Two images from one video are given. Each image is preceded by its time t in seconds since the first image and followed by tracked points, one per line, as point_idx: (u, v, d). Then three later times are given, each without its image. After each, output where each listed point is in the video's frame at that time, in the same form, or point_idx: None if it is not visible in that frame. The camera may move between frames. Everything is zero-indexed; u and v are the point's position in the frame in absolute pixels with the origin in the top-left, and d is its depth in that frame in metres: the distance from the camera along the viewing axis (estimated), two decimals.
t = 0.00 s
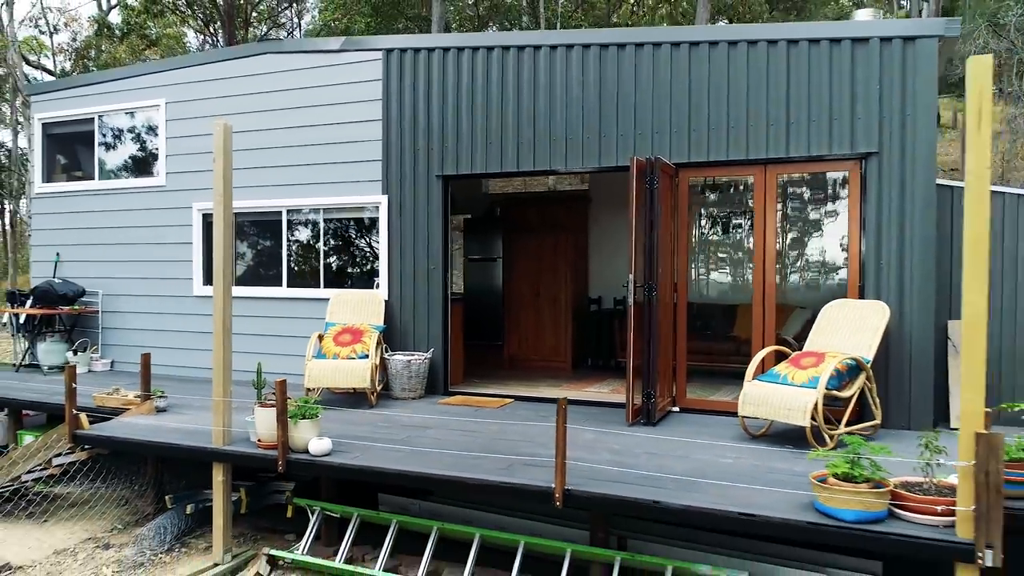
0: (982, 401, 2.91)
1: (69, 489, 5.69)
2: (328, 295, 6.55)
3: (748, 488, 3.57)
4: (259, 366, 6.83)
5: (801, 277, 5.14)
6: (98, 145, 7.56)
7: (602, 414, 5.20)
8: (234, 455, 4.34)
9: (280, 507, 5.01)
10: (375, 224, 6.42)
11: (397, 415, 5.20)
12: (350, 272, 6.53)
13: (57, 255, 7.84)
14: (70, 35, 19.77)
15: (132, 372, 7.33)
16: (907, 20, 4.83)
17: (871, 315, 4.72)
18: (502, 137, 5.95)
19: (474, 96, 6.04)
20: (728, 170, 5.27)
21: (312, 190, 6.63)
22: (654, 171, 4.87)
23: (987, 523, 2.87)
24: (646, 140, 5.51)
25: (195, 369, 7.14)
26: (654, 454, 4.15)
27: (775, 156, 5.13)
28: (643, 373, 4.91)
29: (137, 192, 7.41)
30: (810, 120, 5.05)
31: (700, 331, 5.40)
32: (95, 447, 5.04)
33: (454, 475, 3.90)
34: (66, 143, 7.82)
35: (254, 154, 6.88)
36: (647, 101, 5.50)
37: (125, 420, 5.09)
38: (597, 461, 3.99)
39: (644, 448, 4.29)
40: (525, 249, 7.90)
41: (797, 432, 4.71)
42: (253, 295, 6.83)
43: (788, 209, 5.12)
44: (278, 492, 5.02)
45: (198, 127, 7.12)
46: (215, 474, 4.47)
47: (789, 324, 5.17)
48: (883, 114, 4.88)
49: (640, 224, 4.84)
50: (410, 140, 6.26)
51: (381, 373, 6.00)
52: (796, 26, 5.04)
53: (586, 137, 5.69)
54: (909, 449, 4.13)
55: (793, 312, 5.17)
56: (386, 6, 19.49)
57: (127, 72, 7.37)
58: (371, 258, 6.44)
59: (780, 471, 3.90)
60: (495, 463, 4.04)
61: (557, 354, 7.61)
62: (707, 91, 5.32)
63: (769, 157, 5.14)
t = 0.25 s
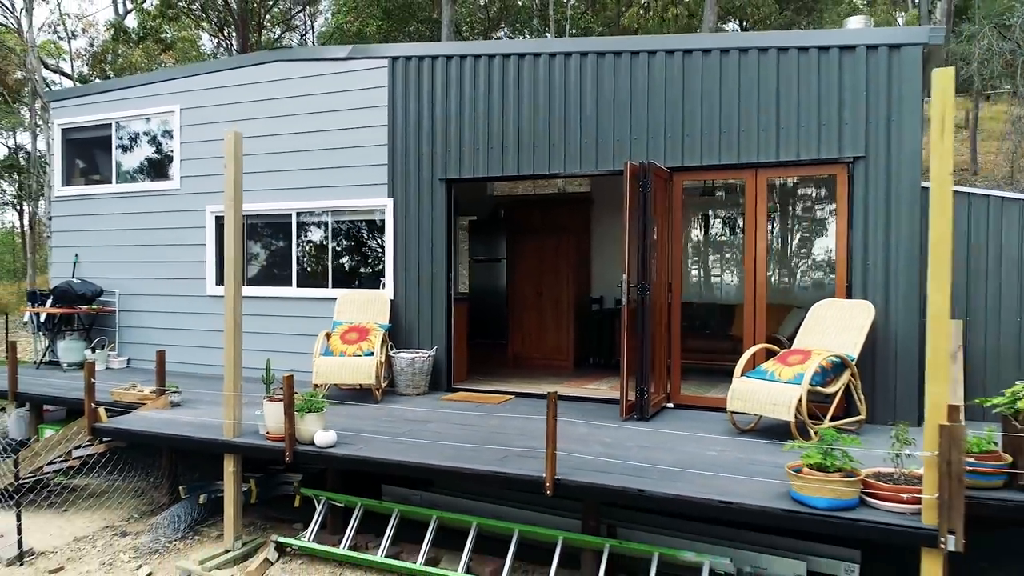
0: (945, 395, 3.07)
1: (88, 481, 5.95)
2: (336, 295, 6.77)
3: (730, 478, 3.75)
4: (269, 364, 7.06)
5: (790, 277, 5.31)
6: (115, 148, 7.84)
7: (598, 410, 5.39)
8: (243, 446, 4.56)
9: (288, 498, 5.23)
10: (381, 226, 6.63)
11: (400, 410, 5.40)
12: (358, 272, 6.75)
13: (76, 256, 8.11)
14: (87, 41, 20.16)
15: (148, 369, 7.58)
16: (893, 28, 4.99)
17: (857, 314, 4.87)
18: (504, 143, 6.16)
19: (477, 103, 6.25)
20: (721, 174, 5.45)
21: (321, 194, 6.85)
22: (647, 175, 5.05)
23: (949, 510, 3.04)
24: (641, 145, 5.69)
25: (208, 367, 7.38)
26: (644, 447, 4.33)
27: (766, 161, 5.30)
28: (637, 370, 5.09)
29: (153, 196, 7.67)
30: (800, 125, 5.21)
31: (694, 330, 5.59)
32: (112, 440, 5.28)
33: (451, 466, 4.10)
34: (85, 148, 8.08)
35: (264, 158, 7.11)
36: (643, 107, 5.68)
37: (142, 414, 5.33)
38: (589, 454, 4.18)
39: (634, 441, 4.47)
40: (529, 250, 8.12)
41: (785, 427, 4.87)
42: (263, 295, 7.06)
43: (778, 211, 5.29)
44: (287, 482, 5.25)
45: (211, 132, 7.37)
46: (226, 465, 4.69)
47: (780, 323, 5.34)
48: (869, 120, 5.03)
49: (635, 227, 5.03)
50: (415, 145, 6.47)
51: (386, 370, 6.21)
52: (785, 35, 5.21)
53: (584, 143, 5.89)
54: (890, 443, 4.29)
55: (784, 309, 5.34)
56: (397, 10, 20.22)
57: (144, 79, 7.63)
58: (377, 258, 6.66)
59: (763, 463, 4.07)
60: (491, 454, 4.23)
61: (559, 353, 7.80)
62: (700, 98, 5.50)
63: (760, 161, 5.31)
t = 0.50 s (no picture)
0: (917, 390, 3.23)
1: (104, 474, 6.17)
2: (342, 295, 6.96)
3: (715, 471, 3.90)
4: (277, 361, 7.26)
5: (780, 276, 5.50)
6: (130, 149, 8.06)
7: (595, 406, 5.55)
8: (252, 440, 4.75)
9: (295, 490, 5.42)
10: (386, 228, 6.83)
11: (403, 406, 5.58)
12: (364, 271, 6.94)
13: (92, 257, 8.35)
14: (103, 46, 20.47)
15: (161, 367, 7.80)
16: (881, 36, 5.13)
17: (846, 314, 5.01)
18: (505, 147, 6.34)
19: (480, 109, 6.43)
20: (714, 177, 5.64)
21: (328, 196, 7.04)
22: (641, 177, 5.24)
23: (920, 500, 3.19)
24: (638, 149, 5.86)
25: (218, 365, 7.59)
26: (636, 441, 4.50)
27: (757, 164, 5.46)
28: (631, 368, 5.26)
29: (166, 198, 7.89)
30: (790, 129, 5.36)
31: (688, 329, 5.76)
32: (127, 434, 5.49)
33: (449, 459, 4.27)
34: (100, 152, 8.31)
35: (273, 162, 7.31)
36: (639, 111, 5.85)
37: (155, 409, 5.54)
38: (582, 447, 4.34)
39: (627, 436, 4.63)
40: (532, 251, 8.35)
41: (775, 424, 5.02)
42: (272, 294, 7.26)
43: (769, 213, 5.46)
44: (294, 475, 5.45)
45: (223, 136, 7.58)
46: (235, 458, 4.89)
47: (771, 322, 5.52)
48: (858, 124, 5.18)
49: (629, 228, 5.20)
50: (419, 149, 6.66)
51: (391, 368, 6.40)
52: (777, 42, 5.36)
53: (582, 147, 6.06)
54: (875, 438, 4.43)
55: (775, 308, 5.52)
56: (407, 13, 20.43)
57: (158, 85, 7.86)
58: (382, 258, 6.87)
59: (750, 457, 4.22)
60: (488, 448, 4.41)
61: (561, 352, 7.98)
62: (694, 103, 5.66)
63: (752, 164, 5.47)
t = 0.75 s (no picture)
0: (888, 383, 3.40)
1: (121, 466, 6.43)
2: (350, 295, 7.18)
3: (700, 463, 4.09)
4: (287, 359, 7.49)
5: (773, 277, 5.65)
6: (146, 152, 8.33)
7: (592, 403, 5.74)
8: (261, 433, 4.97)
9: (303, 482, 5.65)
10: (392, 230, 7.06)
11: (407, 401, 5.79)
12: (371, 271, 7.16)
13: (109, 258, 8.62)
14: (120, 51, 20.80)
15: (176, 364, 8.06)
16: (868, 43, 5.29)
17: (834, 313, 5.17)
18: (507, 151, 6.54)
19: (483, 114, 6.64)
20: (708, 180, 5.81)
21: (336, 199, 7.27)
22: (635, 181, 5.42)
23: (890, 489, 3.37)
24: (634, 153, 6.04)
25: (231, 362, 7.83)
26: (627, 435, 4.69)
27: (750, 168, 5.63)
28: (626, 365, 5.45)
29: (182, 201, 8.15)
30: (781, 134, 5.53)
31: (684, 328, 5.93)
32: (143, 428, 5.74)
33: (447, 451, 4.49)
34: (117, 156, 8.58)
35: (283, 166, 7.54)
36: (636, 117, 6.04)
37: (170, 404, 5.78)
38: (574, 440, 4.54)
39: (619, 430, 4.82)
40: (535, 252, 8.52)
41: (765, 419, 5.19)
42: (282, 294, 7.49)
43: (761, 215, 5.63)
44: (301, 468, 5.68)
45: (235, 141, 7.83)
46: (245, 450, 5.12)
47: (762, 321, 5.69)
48: (846, 130, 5.34)
49: (625, 231, 5.37)
50: (424, 153, 6.87)
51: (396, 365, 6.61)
52: (768, 50, 5.53)
53: (581, 151, 6.25)
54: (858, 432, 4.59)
55: (767, 307, 5.69)
56: (419, 15, 20.64)
57: (173, 92, 8.12)
58: (388, 259, 7.09)
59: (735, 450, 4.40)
60: (485, 441, 4.61)
61: (563, 351, 8.18)
62: (689, 109, 5.84)
63: (745, 168, 5.64)
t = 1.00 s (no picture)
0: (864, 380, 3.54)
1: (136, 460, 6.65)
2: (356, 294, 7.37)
3: (688, 456, 4.25)
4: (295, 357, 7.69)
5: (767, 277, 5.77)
6: (160, 154, 8.56)
7: (590, 400, 5.91)
8: (269, 427, 5.17)
9: (310, 476, 5.86)
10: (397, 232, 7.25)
11: (410, 398, 5.98)
12: (377, 271, 7.34)
13: (124, 259, 8.86)
14: (134, 55, 21.15)
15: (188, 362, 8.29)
16: (859, 49, 5.42)
17: (824, 312, 5.32)
18: (508, 154, 6.71)
19: (485, 119, 6.81)
20: (704, 183, 5.96)
21: (344, 201, 7.47)
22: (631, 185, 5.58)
23: (865, 481, 3.51)
24: (632, 157, 6.21)
25: (241, 361, 8.04)
26: (620, 430, 4.85)
27: (744, 171, 5.78)
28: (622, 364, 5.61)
29: (195, 203, 8.37)
30: (774, 138, 5.67)
31: (681, 328, 6.08)
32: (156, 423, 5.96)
33: (446, 445, 4.67)
34: (132, 159, 8.82)
35: (292, 169, 7.75)
36: (633, 121, 6.20)
37: (182, 400, 6.00)
38: (569, 435, 4.71)
39: (613, 426, 4.99)
40: (537, 253, 8.67)
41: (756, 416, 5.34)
42: (291, 294, 7.69)
43: (754, 217, 5.77)
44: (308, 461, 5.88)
45: (245, 145, 8.05)
46: (254, 444, 5.31)
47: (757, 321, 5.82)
48: (837, 134, 5.48)
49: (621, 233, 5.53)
50: (428, 157, 7.06)
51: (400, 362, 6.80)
52: (761, 56, 5.68)
53: (580, 154, 6.42)
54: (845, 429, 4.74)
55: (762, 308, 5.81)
56: (429, 18, 20.84)
57: (187, 97, 8.35)
58: (393, 260, 7.26)
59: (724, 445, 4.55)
60: (483, 435, 4.79)
61: (566, 350, 8.32)
62: (684, 113, 6.00)
63: (739, 171, 5.80)
